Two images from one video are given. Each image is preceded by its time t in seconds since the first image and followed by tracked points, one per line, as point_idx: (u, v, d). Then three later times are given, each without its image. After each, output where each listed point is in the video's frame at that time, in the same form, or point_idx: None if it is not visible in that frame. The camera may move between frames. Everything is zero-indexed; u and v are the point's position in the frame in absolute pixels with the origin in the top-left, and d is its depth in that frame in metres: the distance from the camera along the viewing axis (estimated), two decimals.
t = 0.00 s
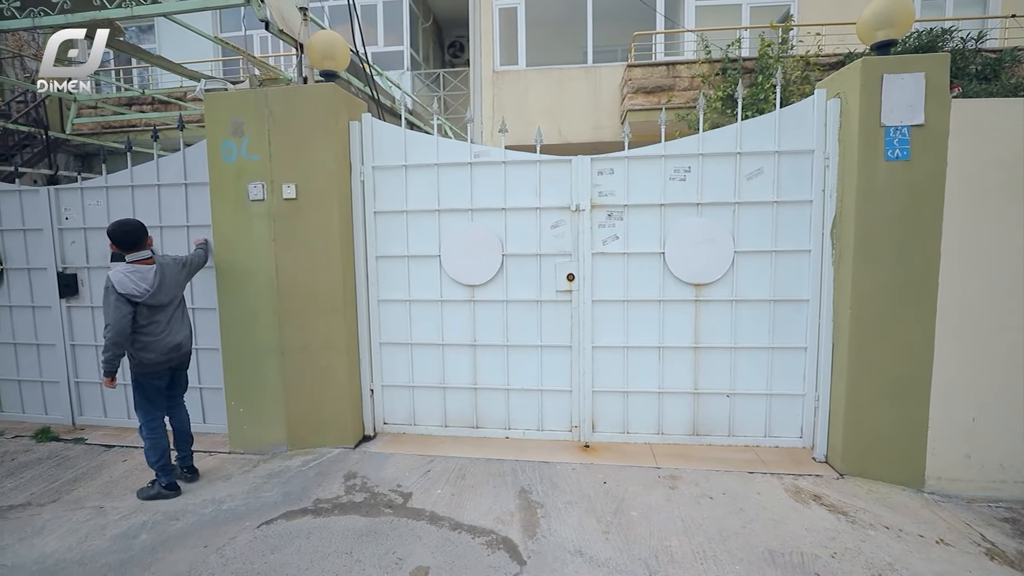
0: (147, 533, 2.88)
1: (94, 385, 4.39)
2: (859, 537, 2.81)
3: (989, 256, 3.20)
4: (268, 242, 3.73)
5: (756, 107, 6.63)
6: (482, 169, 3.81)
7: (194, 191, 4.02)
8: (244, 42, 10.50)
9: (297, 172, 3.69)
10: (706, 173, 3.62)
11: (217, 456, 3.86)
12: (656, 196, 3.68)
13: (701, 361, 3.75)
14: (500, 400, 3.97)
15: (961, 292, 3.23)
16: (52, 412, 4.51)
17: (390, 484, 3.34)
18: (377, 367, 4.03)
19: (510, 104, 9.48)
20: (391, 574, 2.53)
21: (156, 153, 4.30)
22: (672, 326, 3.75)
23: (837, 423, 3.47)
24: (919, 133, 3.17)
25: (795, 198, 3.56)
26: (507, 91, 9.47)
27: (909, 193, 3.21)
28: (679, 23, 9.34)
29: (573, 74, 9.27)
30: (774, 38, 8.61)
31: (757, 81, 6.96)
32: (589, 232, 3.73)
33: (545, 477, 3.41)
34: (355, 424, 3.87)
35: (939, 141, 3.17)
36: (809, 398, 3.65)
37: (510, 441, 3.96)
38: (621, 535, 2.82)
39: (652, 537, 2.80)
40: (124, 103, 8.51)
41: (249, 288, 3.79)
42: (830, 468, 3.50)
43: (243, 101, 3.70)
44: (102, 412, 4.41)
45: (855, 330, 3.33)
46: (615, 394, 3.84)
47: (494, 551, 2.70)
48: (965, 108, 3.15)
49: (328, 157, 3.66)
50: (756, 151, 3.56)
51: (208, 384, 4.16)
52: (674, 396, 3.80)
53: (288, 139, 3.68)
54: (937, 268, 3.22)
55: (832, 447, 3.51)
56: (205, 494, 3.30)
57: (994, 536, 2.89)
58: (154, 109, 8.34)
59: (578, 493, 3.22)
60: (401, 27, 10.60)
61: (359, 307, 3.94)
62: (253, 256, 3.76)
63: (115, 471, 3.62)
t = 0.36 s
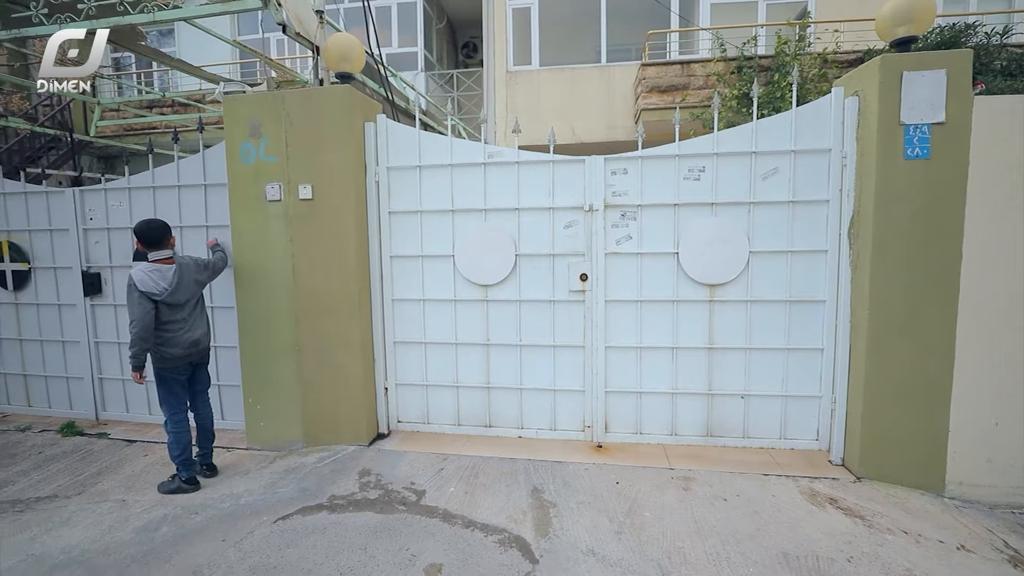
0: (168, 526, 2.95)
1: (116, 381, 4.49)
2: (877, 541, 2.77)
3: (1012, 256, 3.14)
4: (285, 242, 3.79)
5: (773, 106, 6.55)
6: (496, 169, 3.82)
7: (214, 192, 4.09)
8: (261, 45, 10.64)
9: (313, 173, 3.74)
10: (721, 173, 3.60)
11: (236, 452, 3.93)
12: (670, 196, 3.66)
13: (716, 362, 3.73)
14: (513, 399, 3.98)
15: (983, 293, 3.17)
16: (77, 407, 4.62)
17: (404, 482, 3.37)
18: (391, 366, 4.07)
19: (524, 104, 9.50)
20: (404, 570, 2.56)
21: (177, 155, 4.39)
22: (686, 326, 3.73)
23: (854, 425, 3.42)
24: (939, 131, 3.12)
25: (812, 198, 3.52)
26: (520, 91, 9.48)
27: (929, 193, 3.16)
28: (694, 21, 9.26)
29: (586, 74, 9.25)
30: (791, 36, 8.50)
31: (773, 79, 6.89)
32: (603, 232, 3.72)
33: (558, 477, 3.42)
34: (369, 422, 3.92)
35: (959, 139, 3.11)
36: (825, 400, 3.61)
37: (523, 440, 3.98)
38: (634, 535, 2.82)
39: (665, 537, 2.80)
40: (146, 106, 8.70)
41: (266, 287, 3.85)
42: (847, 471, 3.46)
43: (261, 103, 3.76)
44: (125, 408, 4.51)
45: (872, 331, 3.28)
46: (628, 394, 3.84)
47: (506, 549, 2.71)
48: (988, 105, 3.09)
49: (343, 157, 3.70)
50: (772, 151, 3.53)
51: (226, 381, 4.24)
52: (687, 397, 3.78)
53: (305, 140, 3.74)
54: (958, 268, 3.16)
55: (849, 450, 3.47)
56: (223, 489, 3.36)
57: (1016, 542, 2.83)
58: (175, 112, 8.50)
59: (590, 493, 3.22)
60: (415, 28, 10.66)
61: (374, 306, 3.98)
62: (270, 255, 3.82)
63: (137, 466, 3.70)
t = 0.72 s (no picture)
0: (189, 519, 3.02)
1: (140, 378, 4.61)
2: (895, 546, 2.73)
3: None
4: (303, 242, 3.85)
5: (791, 104, 6.48)
6: (510, 169, 3.85)
7: (234, 193, 4.18)
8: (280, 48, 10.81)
9: (331, 174, 3.80)
10: (737, 172, 3.57)
11: (255, 448, 4.01)
12: (685, 196, 3.65)
13: (731, 363, 3.71)
14: (526, 398, 4.00)
15: (1008, 294, 3.10)
16: (102, 402, 4.76)
17: (419, 479, 3.41)
18: (406, 365, 4.11)
19: (538, 104, 9.51)
20: (419, 566, 2.59)
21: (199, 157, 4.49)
22: (700, 326, 3.72)
23: (873, 428, 3.38)
24: (962, 129, 3.06)
25: (830, 198, 3.48)
26: (535, 91, 9.50)
27: (951, 192, 3.10)
28: (710, 19, 9.18)
29: (601, 73, 9.23)
30: (810, 32, 8.38)
31: (791, 77, 6.80)
32: (617, 232, 3.73)
33: (571, 476, 3.43)
34: (385, 420, 3.97)
35: (982, 137, 3.05)
36: (843, 402, 3.56)
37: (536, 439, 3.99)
38: (647, 536, 2.81)
39: (679, 538, 2.79)
40: (168, 109, 8.89)
41: (284, 286, 3.92)
42: (865, 475, 3.41)
43: (280, 106, 3.83)
44: (148, 404, 4.63)
45: (892, 333, 3.24)
46: (642, 395, 3.83)
47: (520, 547, 2.73)
48: (1014, 102, 3.02)
49: (360, 158, 3.76)
50: (789, 150, 3.50)
51: (245, 377, 4.32)
52: (702, 398, 3.76)
53: (322, 142, 3.80)
54: (982, 269, 3.10)
55: (868, 453, 3.42)
56: (243, 483, 3.44)
57: None
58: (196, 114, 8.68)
59: (603, 492, 3.23)
60: (430, 30, 10.74)
61: (390, 305, 4.03)
62: (289, 255, 3.89)
63: (160, 460, 3.80)
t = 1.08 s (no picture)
0: (206, 514, 3.08)
1: (159, 375, 4.70)
2: (909, 550, 2.70)
3: None
4: (317, 242, 3.90)
5: (805, 102, 6.41)
6: (522, 170, 3.86)
7: (250, 194, 4.25)
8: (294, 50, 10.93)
9: (345, 175, 3.85)
10: (749, 172, 3.56)
11: (269, 445, 4.08)
12: (697, 196, 3.64)
13: (742, 364, 3.69)
14: (537, 397, 4.01)
15: None
16: (122, 399, 4.86)
17: (430, 477, 3.45)
18: (418, 363, 4.15)
19: (550, 104, 9.51)
20: (430, 563, 2.62)
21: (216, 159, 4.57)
22: (712, 326, 3.70)
23: (887, 430, 3.34)
24: (980, 127, 3.02)
25: (844, 197, 3.45)
26: (547, 91, 9.50)
27: (968, 191, 3.06)
28: (724, 18, 9.11)
29: (613, 72, 9.21)
30: (825, 29, 8.28)
31: (805, 75, 6.73)
32: (628, 232, 3.73)
33: (582, 476, 3.43)
34: (397, 418, 4.01)
35: (1000, 136, 3.01)
36: (857, 404, 3.53)
37: (547, 439, 4.01)
38: (657, 536, 2.81)
39: (689, 539, 2.79)
40: (185, 111, 9.04)
41: (299, 286, 3.97)
42: (879, 478, 3.38)
43: (295, 107, 3.88)
44: (166, 401, 4.72)
45: (907, 334, 3.20)
46: (653, 395, 3.82)
47: (530, 545, 2.75)
48: None
49: (374, 159, 3.80)
50: (803, 149, 3.48)
51: (260, 375, 4.39)
52: (713, 399, 3.75)
53: (336, 143, 3.85)
54: (1000, 269, 3.05)
55: (882, 455, 3.38)
56: (258, 479, 3.50)
57: None
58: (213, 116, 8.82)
59: (613, 492, 3.24)
60: (443, 31, 10.79)
61: (402, 304, 4.07)
62: (304, 255, 3.95)
63: (177, 455, 3.88)
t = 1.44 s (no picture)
0: (221, 509, 3.13)
1: (174, 373, 4.78)
2: (923, 553, 2.67)
3: None
4: (330, 242, 3.95)
5: (818, 101, 6.37)
6: (531, 170, 3.88)
7: (264, 195, 4.31)
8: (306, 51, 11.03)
9: (356, 176, 3.89)
10: (760, 172, 3.54)
11: (282, 442, 4.13)
12: (708, 196, 3.63)
13: (753, 365, 3.67)
14: (546, 397, 4.03)
15: None
16: (139, 396, 4.95)
17: (441, 475, 3.47)
18: (428, 363, 4.19)
19: (560, 103, 9.51)
20: (440, 560, 2.64)
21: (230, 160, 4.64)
22: (722, 327, 3.69)
23: (900, 432, 3.31)
24: (996, 126, 2.99)
25: (856, 197, 3.42)
26: (557, 91, 9.51)
27: (983, 191, 3.03)
28: (735, 17, 9.06)
29: (623, 71, 9.19)
30: (838, 27, 8.20)
31: (818, 74, 6.67)
32: (638, 232, 3.73)
33: (591, 475, 3.44)
34: (407, 417, 4.04)
35: (1017, 134, 2.97)
36: (869, 406, 3.51)
37: (556, 438, 4.02)
38: (666, 536, 2.81)
39: (699, 539, 2.78)
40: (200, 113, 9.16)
41: (311, 285, 4.02)
42: (892, 480, 3.35)
43: (308, 109, 3.93)
44: (181, 398, 4.80)
45: (920, 335, 3.17)
46: (663, 395, 3.82)
47: (539, 544, 2.76)
48: None
49: (385, 160, 3.84)
50: (815, 149, 3.46)
51: (273, 373, 4.45)
52: (723, 399, 3.74)
53: (349, 144, 3.88)
54: (1016, 270, 3.01)
55: (895, 457, 3.36)
56: (271, 476, 3.54)
57: None
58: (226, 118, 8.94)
59: (623, 492, 3.24)
60: (453, 32, 10.84)
61: (413, 303, 4.11)
62: (316, 255, 3.99)
63: (193, 452, 3.94)
